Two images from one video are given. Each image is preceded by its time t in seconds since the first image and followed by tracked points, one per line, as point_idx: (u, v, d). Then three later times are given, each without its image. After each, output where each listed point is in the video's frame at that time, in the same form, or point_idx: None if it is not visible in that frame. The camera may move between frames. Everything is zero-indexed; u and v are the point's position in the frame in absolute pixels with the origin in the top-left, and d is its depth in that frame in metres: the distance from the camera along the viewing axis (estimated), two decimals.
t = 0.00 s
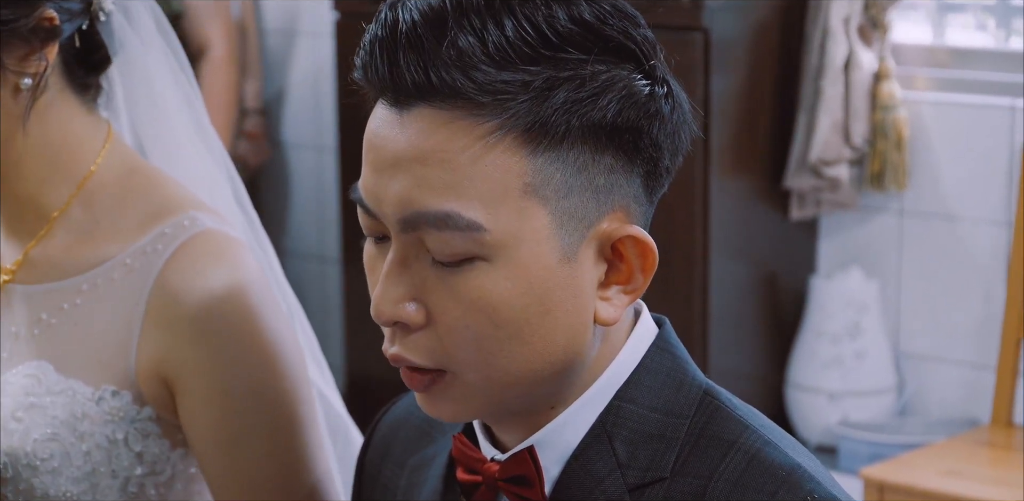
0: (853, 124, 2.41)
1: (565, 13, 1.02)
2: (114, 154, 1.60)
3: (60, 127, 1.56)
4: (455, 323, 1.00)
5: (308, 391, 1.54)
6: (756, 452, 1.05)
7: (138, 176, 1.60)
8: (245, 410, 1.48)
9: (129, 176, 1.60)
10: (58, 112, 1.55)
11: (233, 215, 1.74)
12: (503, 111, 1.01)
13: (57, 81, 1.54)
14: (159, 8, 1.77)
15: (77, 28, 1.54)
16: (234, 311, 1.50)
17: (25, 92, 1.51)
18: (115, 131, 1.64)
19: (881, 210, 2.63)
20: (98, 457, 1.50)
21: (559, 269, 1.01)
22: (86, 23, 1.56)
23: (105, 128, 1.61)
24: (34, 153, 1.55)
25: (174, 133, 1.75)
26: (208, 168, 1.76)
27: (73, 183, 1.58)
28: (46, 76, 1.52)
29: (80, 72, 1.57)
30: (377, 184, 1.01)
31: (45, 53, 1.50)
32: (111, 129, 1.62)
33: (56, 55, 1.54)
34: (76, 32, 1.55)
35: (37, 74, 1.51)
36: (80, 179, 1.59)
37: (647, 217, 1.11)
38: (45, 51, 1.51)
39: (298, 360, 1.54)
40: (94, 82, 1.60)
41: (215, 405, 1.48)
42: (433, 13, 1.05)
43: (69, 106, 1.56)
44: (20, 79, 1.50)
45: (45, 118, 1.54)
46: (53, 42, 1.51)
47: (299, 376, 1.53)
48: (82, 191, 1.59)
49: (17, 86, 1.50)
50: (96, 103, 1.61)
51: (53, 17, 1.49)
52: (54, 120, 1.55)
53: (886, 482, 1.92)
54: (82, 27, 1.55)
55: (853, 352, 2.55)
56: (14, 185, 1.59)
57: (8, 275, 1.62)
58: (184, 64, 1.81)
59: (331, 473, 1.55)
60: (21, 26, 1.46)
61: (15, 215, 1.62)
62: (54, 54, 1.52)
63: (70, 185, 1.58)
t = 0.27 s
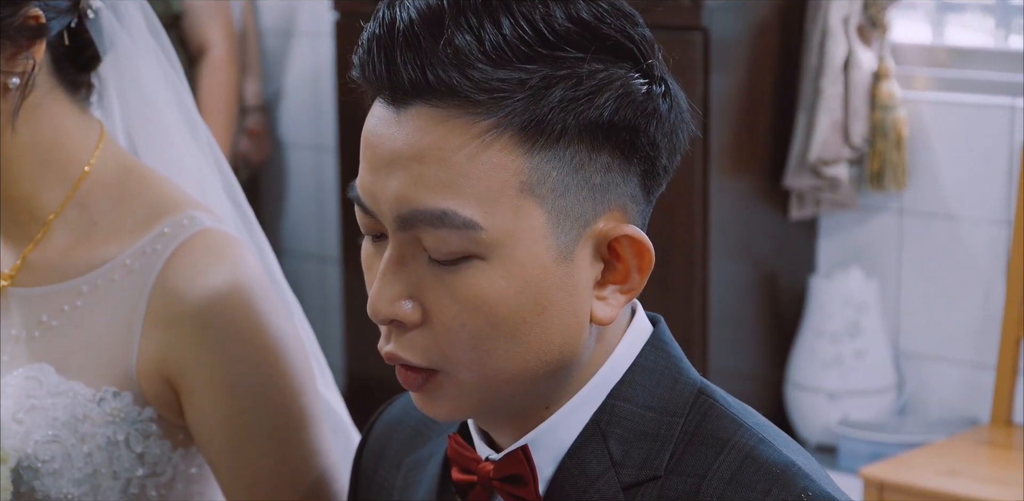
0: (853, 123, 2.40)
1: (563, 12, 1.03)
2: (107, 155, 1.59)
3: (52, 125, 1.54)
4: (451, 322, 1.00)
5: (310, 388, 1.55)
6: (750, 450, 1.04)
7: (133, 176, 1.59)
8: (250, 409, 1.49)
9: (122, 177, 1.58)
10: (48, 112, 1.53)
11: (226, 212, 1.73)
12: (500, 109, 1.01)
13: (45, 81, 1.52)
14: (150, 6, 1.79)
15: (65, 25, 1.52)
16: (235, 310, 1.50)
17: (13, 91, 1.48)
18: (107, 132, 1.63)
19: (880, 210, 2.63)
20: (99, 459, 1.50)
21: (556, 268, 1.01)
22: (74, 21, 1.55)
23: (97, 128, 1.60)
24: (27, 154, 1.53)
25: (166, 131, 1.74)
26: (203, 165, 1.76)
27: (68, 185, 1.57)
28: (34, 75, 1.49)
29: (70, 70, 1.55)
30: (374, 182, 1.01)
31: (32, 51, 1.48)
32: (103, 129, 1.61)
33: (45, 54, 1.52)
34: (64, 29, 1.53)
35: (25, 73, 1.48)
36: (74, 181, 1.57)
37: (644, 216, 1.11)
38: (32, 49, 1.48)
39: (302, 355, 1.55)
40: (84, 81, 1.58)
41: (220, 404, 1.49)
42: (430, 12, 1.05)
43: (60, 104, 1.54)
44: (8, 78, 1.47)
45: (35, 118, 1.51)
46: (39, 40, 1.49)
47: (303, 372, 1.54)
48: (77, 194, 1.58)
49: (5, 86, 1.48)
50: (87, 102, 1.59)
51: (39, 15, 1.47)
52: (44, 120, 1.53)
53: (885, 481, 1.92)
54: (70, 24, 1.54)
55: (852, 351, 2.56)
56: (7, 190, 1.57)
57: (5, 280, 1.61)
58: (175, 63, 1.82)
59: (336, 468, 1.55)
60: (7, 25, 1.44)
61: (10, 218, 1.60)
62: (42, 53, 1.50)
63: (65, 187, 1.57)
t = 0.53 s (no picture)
0: (852, 123, 2.42)
1: (558, 16, 1.03)
2: (110, 157, 1.59)
3: (58, 124, 1.54)
4: (449, 327, 1.00)
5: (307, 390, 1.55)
6: (750, 448, 1.04)
7: (135, 179, 1.59)
8: (252, 412, 1.49)
9: (125, 178, 1.59)
10: (51, 112, 1.53)
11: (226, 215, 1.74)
12: (495, 116, 1.01)
13: (48, 82, 1.52)
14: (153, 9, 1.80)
15: (67, 26, 1.51)
16: (233, 313, 1.50)
17: (15, 93, 1.49)
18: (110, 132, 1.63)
19: (880, 210, 2.63)
20: (95, 462, 1.50)
21: (553, 273, 1.00)
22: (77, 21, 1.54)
23: (99, 128, 1.59)
24: (29, 156, 1.53)
25: (167, 130, 1.74)
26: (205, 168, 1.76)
27: (70, 188, 1.57)
28: (36, 77, 1.49)
29: (73, 71, 1.55)
30: (371, 187, 1.01)
31: (34, 53, 1.48)
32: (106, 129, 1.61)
33: (47, 55, 1.52)
34: (67, 30, 1.52)
35: (27, 75, 1.48)
36: (76, 184, 1.57)
37: (643, 217, 1.11)
38: (34, 51, 1.48)
39: (298, 359, 1.55)
40: (87, 80, 1.57)
41: (220, 404, 1.48)
42: (423, 19, 1.05)
43: (63, 105, 1.54)
44: (10, 80, 1.48)
45: (37, 119, 1.52)
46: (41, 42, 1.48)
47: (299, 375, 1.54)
48: (80, 196, 1.58)
49: (7, 88, 1.48)
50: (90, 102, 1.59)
51: (41, 17, 1.46)
52: (46, 121, 1.53)
53: (885, 482, 1.92)
54: (73, 25, 1.53)
55: (851, 351, 2.56)
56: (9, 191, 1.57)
57: (9, 282, 1.60)
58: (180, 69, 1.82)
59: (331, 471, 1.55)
60: (9, 27, 1.43)
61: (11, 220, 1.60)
62: (44, 54, 1.50)
63: (67, 190, 1.57)
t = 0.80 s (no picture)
0: (852, 124, 2.44)
1: (567, 13, 1.02)
2: (116, 156, 1.58)
3: (63, 127, 1.53)
4: (448, 320, 0.99)
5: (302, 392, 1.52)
6: (749, 448, 1.03)
7: (139, 181, 1.58)
8: (246, 411, 1.45)
9: (132, 180, 1.57)
10: (59, 112, 1.52)
11: (230, 214, 1.72)
12: (501, 108, 1.00)
13: (58, 83, 1.51)
14: (160, 7, 1.78)
15: (78, 27, 1.51)
16: (230, 314, 1.47)
17: (26, 95, 1.48)
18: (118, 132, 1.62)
19: (880, 211, 2.64)
20: (91, 461, 1.48)
21: (552, 267, 1.00)
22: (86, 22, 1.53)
23: (106, 128, 1.58)
24: (36, 154, 1.53)
25: (171, 129, 1.72)
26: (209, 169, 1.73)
27: (75, 187, 1.56)
28: (46, 79, 1.49)
29: (82, 72, 1.54)
30: (375, 178, 1.00)
31: (44, 56, 1.47)
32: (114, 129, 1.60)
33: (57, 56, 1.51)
34: (76, 31, 1.52)
35: (38, 77, 1.48)
36: (81, 182, 1.56)
37: (644, 217, 1.10)
38: (44, 53, 1.48)
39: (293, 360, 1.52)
40: (97, 81, 1.57)
41: (212, 404, 1.45)
42: (434, 8, 1.04)
43: (71, 106, 1.54)
44: (20, 83, 1.47)
45: (46, 120, 1.51)
46: (52, 44, 1.47)
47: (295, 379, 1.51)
48: (84, 195, 1.57)
49: (18, 90, 1.48)
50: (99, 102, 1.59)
51: (52, 19, 1.45)
52: (54, 122, 1.52)
53: (885, 482, 1.91)
54: (82, 26, 1.52)
55: (851, 353, 2.56)
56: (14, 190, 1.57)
57: (10, 277, 1.60)
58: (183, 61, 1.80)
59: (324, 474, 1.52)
60: (19, 30, 1.43)
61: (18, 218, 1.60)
62: (54, 56, 1.49)
63: (71, 188, 1.56)
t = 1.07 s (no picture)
0: (851, 126, 2.46)
1: (563, 15, 1.02)
2: (120, 161, 1.56)
3: (66, 131, 1.52)
4: (453, 321, 0.98)
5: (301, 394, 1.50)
6: (749, 448, 1.03)
7: (145, 181, 1.56)
8: (240, 411, 1.44)
9: (134, 183, 1.55)
10: (62, 117, 1.51)
11: (237, 222, 1.69)
12: (501, 111, 0.99)
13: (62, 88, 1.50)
14: (165, 10, 1.78)
15: (83, 33, 1.50)
16: (230, 317, 1.45)
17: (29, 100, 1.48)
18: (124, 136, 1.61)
19: (879, 213, 2.65)
20: (90, 461, 1.46)
21: (555, 268, 0.99)
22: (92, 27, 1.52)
23: (112, 132, 1.57)
24: (38, 158, 1.52)
25: (179, 136, 1.71)
26: (213, 174, 1.71)
27: (79, 189, 1.54)
28: (50, 84, 1.48)
29: (87, 77, 1.53)
30: (376, 183, 1.00)
31: (48, 60, 1.47)
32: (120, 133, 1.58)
33: (61, 62, 1.50)
34: (82, 37, 1.51)
35: (41, 81, 1.47)
36: (86, 184, 1.54)
37: (645, 217, 1.09)
38: (48, 59, 1.47)
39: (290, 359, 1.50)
40: (101, 86, 1.56)
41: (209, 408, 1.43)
42: (432, 14, 1.04)
43: (75, 111, 1.52)
44: (23, 87, 1.47)
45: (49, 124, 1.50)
46: (56, 49, 1.47)
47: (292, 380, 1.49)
48: (88, 197, 1.55)
49: (20, 94, 1.47)
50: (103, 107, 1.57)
51: (57, 24, 1.45)
52: (58, 127, 1.51)
53: (884, 483, 1.91)
54: (87, 32, 1.51)
55: (850, 355, 2.57)
56: (19, 191, 1.56)
57: (11, 277, 1.59)
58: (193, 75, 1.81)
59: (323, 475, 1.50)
60: (23, 34, 1.43)
61: (22, 219, 1.60)
62: (58, 61, 1.48)
63: (75, 190, 1.54)
